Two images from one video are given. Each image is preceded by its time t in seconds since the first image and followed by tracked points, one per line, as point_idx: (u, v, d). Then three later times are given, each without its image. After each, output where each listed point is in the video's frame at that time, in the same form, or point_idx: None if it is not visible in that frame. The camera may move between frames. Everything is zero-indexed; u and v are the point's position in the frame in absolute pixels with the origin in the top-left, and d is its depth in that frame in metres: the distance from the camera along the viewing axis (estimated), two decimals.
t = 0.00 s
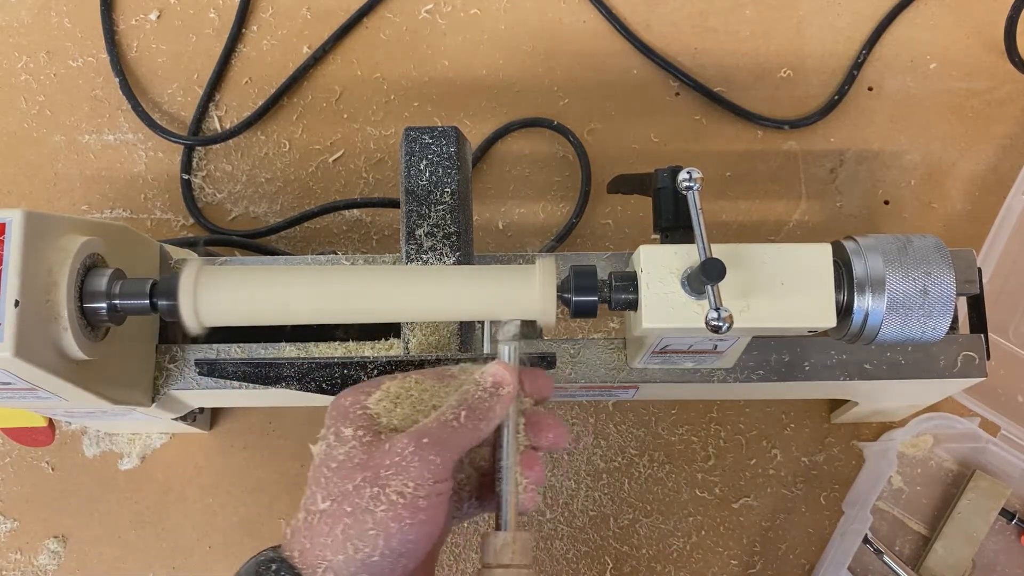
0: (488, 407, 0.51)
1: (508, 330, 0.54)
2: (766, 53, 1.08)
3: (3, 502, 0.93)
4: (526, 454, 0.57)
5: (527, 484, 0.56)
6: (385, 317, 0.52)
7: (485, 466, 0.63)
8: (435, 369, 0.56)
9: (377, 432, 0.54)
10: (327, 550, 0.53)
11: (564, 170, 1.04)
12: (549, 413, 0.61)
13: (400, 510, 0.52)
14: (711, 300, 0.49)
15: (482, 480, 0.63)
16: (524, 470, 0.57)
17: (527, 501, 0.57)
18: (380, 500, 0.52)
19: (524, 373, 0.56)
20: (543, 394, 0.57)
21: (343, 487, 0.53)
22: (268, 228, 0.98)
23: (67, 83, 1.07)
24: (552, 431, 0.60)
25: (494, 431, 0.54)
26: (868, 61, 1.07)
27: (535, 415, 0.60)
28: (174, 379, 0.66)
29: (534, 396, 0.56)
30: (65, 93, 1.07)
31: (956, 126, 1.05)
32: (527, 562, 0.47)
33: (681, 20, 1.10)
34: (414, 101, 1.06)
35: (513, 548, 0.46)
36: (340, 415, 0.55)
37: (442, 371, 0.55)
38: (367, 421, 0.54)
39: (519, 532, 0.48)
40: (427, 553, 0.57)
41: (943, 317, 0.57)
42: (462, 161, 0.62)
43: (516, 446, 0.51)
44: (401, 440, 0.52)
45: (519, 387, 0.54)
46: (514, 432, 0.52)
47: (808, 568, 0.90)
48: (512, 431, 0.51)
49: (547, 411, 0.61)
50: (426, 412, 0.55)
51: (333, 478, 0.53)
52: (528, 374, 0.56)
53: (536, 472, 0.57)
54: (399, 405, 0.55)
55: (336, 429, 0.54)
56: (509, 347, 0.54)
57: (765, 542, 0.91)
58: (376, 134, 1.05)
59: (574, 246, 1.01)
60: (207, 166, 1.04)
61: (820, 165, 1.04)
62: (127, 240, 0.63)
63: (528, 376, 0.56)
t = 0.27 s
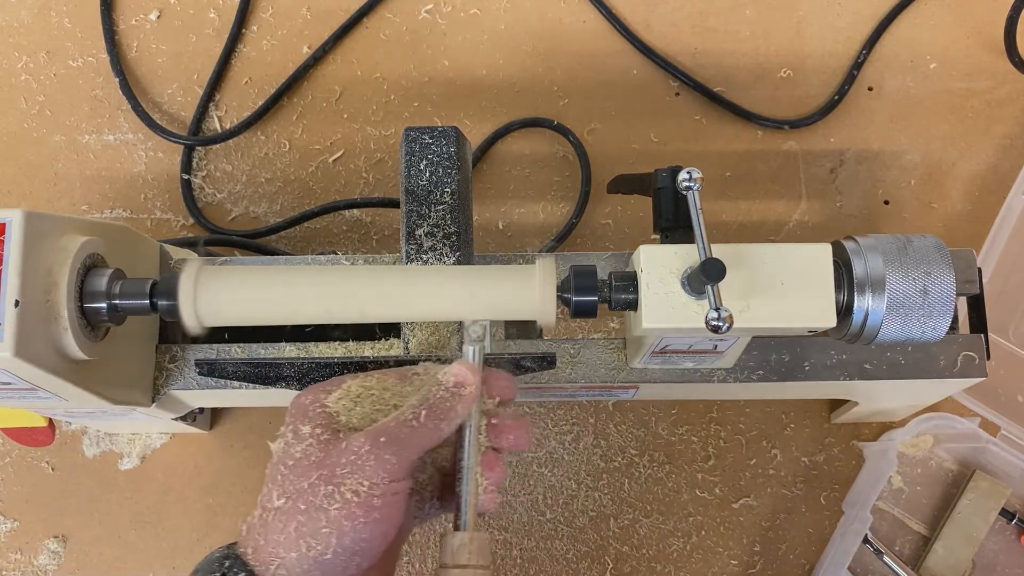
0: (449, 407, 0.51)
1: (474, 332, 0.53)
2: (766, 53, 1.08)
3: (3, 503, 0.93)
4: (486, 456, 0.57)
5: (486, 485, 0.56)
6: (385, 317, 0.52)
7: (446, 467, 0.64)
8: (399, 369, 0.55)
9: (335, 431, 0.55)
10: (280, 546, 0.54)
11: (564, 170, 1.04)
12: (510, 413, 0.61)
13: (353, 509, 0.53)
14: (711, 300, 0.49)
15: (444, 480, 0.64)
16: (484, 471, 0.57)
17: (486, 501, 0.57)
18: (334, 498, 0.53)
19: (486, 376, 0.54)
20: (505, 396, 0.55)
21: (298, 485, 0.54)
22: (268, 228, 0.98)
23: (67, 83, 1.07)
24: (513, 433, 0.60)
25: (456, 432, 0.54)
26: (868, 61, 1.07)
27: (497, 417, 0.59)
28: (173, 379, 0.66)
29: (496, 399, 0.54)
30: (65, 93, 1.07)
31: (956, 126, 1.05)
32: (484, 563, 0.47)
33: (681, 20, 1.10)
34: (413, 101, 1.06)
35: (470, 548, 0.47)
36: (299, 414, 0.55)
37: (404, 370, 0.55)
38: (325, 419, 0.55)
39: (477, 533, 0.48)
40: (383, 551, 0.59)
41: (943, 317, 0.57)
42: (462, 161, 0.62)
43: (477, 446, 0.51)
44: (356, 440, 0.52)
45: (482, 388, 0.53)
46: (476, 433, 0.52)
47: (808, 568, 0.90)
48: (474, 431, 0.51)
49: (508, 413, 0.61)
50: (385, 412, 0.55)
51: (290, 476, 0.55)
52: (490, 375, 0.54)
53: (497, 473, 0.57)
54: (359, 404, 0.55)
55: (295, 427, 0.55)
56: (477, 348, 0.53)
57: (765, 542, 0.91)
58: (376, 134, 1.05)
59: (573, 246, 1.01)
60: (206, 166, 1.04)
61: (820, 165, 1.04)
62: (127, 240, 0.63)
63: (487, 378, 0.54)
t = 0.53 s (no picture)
0: (419, 406, 0.52)
1: (450, 333, 0.53)
2: (766, 53, 1.08)
3: (2, 503, 0.93)
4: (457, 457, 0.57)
5: (457, 486, 0.56)
6: (386, 317, 0.52)
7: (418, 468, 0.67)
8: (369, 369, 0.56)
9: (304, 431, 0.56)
10: (245, 545, 0.55)
11: (564, 170, 1.04)
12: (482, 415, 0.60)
13: (318, 508, 0.55)
14: (711, 300, 0.49)
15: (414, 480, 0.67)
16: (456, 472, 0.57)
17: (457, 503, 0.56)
18: (300, 498, 0.54)
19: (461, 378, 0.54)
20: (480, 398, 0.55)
21: (265, 484, 0.55)
22: (268, 228, 0.98)
23: (67, 83, 1.07)
24: (483, 434, 0.59)
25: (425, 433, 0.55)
26: (868, 61, 1.07)
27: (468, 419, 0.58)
28: (173, 379, 0.66)
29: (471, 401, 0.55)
30: (65, 93, 1.07)
31: (956, 126, 1.05)
32: (452, 563, 0.47)
33: (681, 20, 1.10)
34: (414, 101, 1.06)
35: (439, 548, 0.46)
36: (268, 414, 0.56)
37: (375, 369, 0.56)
38: (294, 418, 0.56)
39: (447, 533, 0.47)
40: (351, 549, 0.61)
41: (943, 317, 0.57)
42: (462, 161, 0.62)
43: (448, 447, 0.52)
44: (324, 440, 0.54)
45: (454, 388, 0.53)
46: (447, 433, 0.52)
47: (808, 568, 0.90)
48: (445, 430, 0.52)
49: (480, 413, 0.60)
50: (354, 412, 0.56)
51: (256, 476, 0.56)
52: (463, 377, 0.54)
53: (468, 475, 0.57)
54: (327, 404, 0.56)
55: (264, 427, 0.56)
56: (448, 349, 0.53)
57: (765, 542, 0.91)
58: (376, 134, 1.05)
59: (573, 247, 1.01)
60: (206, 167, 1.04)
61: (820, 165, 1.04)
62: (127, 240, 0.63)
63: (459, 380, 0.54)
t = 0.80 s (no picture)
0: (390, 406, 0.52)
1: (423, 333, 0.53)
2: (766, 53, 1.08)
3: (2, 503, 0.93)
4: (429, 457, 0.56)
5: (428, 487, 0.56)
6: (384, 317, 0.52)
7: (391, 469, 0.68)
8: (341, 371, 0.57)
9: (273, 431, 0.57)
10: (212, 545, 0.56)
11: (564, 170, 1.04)
12: (456, 415, 0.59)
13: (285, 508, 0.55)
14: (711, 300, 0.49)
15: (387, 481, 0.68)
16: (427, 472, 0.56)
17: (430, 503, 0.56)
18: (267, 498, 0.55)
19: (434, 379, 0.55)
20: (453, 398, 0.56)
21: (233, 485, 0.56)
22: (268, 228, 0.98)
23: (67, 83, 1.07)
24: (454, 434, 0.57)
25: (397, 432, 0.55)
26: (868, 61, 1.07)
27: (438, 419, 0.57)
28: (173, 379, 0.66)
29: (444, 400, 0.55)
30: (65, 93, 1.07)
31: (956, 126, 1.05)
32: (423, 563, 0.47)
33: (681, 20, 1.10)
34: (414, 101, 1.06)
35: (410, 548, 0.46)
36: (239, 414, 0.57)
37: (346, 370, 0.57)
38: (264, 418, 0.57)
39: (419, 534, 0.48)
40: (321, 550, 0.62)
41: (943, 318, 0.57)
42: (462, 161, 0.62)
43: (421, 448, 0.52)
44: (292, 440, 0.55)
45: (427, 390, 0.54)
46: (419, 434, 0.53)
47: (808, 568, 0.90)
48: (418, 430, 0.52)
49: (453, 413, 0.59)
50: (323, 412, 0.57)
51: (225, 476, 0.57)
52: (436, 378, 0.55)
53: (440, 475, 0.56)
54: (297, 405, 0.57)
55: (235, 427, 0.57)
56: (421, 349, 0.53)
57: (766, 542, 0.91)
58: (376, 134, 1.05)
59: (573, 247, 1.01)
60: (206, 167, 1.04)
61: (820, 165, 1.04)
62: (128, 241, 0.63)
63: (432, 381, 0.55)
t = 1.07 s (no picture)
0: (369, 407, 0.53)
1: (401, 334, 0.54)
2: (766, 53, 1.08)
3: (3, 503, 0.93)
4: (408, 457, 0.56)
5: (407, 488, 0.56)
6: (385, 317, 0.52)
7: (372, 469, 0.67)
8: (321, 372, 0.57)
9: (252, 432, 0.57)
10: (189, 547, 0.56)
11: (564, 170, 1.04)
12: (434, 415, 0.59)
13: (263, 509, 0.55)
14: (711, 300, 0.49)
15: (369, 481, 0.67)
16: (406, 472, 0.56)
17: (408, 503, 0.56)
18: (244, 500, 0.55)
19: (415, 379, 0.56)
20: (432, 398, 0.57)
21: (210, 486, 0.56)
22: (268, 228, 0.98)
23: (67, 83, 1.07)
24: (433, 435, 0.57)
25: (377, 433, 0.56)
26: (868, 61, 1.07)
27: (416, 418, 0.57)
28: (173, 379, 0.66)
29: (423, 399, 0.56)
30: (65, 93, 1.07)
31: (956, 126, 1.05)
32: (403, 564, 0.47)
33: (681, 20, 1.10)
34: (414, 100, 1.06)
35: (389, 549, 0.46)
36: (217, 415, 0.57)
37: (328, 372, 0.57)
38: (243, 419, 0.57)
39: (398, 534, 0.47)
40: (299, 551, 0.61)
41: (943, 318, 0.57)
42: (462, 161, 0.62)
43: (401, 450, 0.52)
44: (271, 441, 0.55)
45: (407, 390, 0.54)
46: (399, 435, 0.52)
47: (808, 568, 0.90)
48: (397, 431, 0.52)
49: (433, 414, 0.59)
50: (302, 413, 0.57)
51: (202, 477, 0.57)
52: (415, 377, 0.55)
53: (419, 475, 0.56)
54: (275, 406, 0.57)
55: (213, 428, 0.57)
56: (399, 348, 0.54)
57: (766, 542, 0.91)
58: (376, 134, 1.05)
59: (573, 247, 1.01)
60: (206, 167, 1.04)
61: (819, 165, 1.04)
62: (128, 241, 0.63)
63: (410, 382, 0.55)
